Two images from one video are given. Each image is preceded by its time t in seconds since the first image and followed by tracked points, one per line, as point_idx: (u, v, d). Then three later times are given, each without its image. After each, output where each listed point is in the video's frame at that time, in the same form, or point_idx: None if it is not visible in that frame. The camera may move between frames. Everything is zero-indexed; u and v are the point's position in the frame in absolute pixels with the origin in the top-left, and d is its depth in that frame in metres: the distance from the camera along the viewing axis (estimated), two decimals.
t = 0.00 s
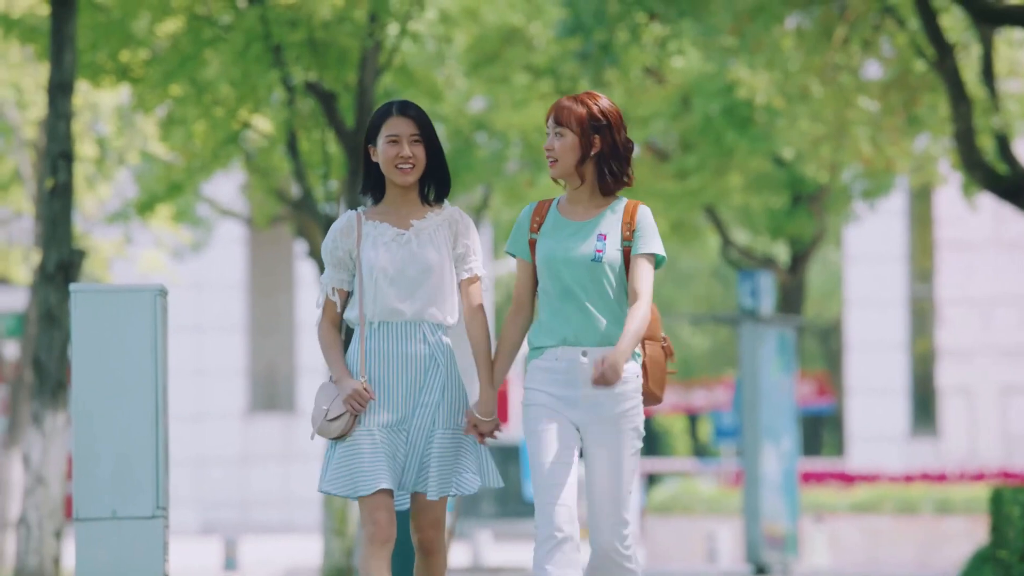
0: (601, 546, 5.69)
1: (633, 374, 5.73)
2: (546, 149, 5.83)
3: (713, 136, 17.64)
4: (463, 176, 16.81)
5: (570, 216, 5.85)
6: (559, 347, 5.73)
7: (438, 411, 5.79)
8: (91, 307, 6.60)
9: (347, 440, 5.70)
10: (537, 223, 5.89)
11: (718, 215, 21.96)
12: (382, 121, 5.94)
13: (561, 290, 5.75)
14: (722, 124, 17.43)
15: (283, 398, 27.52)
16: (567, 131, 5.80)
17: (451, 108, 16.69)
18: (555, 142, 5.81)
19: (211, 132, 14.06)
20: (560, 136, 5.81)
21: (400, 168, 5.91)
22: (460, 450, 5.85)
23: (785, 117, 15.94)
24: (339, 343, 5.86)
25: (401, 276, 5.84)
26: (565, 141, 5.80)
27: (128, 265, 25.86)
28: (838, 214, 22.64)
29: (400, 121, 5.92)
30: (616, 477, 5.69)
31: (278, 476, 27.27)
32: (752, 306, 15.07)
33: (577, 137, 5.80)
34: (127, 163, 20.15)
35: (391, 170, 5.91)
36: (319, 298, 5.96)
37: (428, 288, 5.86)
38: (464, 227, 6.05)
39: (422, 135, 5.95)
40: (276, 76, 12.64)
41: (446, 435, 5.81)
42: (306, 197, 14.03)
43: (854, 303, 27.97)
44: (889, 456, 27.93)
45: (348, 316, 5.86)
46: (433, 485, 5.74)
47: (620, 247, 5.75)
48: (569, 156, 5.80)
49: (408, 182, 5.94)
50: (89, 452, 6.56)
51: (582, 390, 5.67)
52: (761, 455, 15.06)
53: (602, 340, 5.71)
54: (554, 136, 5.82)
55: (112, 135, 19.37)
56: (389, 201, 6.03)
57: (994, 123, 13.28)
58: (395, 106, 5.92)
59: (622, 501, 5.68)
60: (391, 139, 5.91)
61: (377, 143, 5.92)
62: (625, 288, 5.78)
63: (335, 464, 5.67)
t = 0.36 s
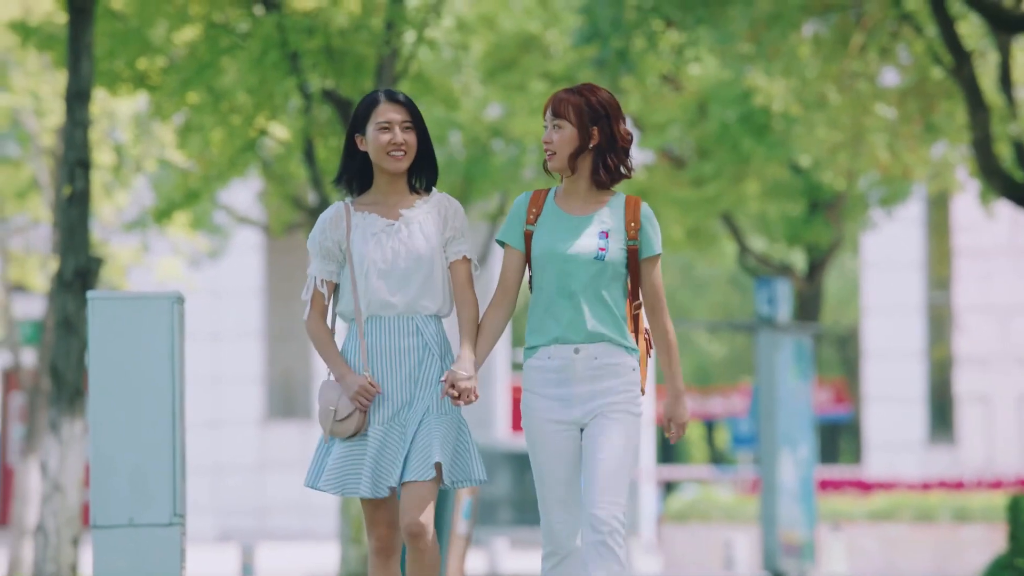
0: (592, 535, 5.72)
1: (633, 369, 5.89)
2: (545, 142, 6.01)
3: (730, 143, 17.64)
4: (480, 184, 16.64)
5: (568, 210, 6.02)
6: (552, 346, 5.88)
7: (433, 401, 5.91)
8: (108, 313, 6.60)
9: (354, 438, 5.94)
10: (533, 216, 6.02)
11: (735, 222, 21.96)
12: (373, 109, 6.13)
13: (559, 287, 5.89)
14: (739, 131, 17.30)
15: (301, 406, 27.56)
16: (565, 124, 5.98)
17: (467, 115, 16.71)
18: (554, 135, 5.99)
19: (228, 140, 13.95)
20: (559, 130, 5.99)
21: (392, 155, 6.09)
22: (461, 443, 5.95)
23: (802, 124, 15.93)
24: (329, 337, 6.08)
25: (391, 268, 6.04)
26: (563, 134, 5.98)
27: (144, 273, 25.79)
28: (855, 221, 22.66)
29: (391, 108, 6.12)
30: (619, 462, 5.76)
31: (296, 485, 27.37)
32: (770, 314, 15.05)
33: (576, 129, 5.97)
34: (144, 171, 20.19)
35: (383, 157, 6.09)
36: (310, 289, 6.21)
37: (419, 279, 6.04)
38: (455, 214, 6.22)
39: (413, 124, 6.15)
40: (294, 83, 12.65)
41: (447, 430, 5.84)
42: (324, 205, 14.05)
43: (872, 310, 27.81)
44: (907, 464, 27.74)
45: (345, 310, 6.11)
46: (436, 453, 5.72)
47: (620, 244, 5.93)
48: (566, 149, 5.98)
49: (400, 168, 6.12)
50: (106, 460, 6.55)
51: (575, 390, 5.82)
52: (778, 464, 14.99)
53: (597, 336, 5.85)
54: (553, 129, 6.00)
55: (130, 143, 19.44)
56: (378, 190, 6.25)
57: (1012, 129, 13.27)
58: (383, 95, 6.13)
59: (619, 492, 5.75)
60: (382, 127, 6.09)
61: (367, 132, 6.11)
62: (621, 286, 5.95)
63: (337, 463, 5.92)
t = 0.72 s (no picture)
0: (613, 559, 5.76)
1: (650, 377, 5.86)
2: (579, 149, 5.99)
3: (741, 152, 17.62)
4: (490, 194, 16.15)
5: (590, 218, 6.00)
6: (568, 354, 5.89)
7: (429, 414, 5.89)
8: (119, 321, 6.59)
9: (341, 450, 5.88)
10: (554, 220, 6.06)
11: (746, 231, 21.97)
12: (377, 111, 6.11)
13: (573, 293, 5.89)
14: (750, 140, 17.30)
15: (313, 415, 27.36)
16: (597, 130, 5.97)
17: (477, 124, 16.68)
18: (585, 141, 5.98)
19: (238, 149, 13.98)
20: (591, 136, 5.98)
21: (400, 157, 6.07)
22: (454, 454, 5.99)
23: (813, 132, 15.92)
24: (315, 345, 6.01)
25: (384, 276, 5.99)
26: (597, 140, 5.96)
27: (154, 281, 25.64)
28: (866, 230, 22.67)
29: (398, 110, 6.12)
30: (638, 471, 5.77)
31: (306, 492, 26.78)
32: (780, 321, 14.96)
33: (610, 136, 5.96)
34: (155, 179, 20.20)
35: (391, 158, 6.06)
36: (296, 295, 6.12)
37: (411, 289, 6.00)
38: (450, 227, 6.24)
39: (417, 127, 6.15)
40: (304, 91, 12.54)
41: (441, 441, 5.88)
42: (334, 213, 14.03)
43: (882, 319, 27.88)
44: (919, 473, 27.39)
45: (332, 317, 6.04)
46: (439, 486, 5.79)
47: (636, 253, 5.87)
48: (600, 155, 5.96)
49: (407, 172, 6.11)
50: (116, 467, 6.54)
51: (595, 397, 5.82)
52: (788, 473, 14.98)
53: (613, 344, 5.83)
54: (586, 137, 5.98)
55: (140, 152, 19.46)
56: (375, 197, 6.19)
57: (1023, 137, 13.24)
58: (389, 98, 6.12)
59: (635, 506, 5.76)
60: (389, 127, 6.08)
61: (372, 135, 6.09)
62: (638, 294, 5.91)
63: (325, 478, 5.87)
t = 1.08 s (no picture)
0: None
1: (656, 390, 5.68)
2: (587, 156, 5.79)
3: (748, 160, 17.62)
4: (497, 200, 16.95)
5: (593, 228, 5.80)
6: (576, 368, 5.65)
7: (414, 428, 5.88)
8: (126, 329, 6.48)
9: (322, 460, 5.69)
10: (554, 233, 5.84)
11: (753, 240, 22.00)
12: (348, 122, 6.00)
13: (580, 305, 5.68)
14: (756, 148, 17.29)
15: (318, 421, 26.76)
16: (609, 137, 5.81)
17: (484, 133, 16.67)
18: (596, 146, 5.80)
19: (245, 157, 14.00)
20: (603, 142, 5.81)
21: (380, 165, 5.97)
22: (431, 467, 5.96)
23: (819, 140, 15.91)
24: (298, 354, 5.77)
25: (373, 285, 5.90)
26: (610, 147, 5.80)
27: (161, 289, 25.66)
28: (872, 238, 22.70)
29: (368, 117, 6.02)
30: (640, 501, 5.66)
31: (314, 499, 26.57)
32: (787, 330, 15.07)
33: (621, 143, 5.81)
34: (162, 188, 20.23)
35: (372, 167, 5.95)
36: (274, 305, 5.86)
37: (400, 299, 5.96)
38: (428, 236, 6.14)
39: (389, 134, 6.06)
40: (310, 100, 12.58)
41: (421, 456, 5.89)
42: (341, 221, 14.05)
43: (891, 326, 28.06)
44: (928, 482, 27.72)
45: (315, 326, 5.87)
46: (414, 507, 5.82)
47: (642, 261, 5.71)
48: (611, 160, 5.79)
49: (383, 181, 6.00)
50: (124, 475, 6.44)
51: (603, 414, 5.59)
52: (795, 481, 14.95)
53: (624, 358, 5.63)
54: (598, 142, 5.81)
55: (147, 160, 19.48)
56: (350, 208, 6.05)
57: None
58: (355, 107, 6.01)
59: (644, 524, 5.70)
60: (363, 136, 5.98)
61: (349, 142, 5.97)
62: (644, 303, 5.74)
63: (302, 480, 5.66)
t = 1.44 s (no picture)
0: None
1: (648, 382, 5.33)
2: (585, 136, 5.45)
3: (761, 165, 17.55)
4: (509, 205, 16.96)
5: (581, 216, 5.44)
6: (563, 357, 5.30)
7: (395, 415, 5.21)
8: (139, 332, 6.20)
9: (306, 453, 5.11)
10: (541, 223, 5.43)
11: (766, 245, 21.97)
12: (330, 102, 5.39)
13: (571, 293, 5.33)
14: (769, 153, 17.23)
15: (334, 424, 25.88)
16: (607, 118, 5.49)
17: (496, 137, 16.61)
18: (595, 129, 5.46)
19: (257, 162, 13.98)
20: (600, 124, 5.48)
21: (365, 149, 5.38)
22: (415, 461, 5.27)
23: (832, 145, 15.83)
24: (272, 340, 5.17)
25: (350, 266, 5.26)
26: (608, 129, 5.48)
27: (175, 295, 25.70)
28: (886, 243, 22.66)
29: (351, 101, 5.43)
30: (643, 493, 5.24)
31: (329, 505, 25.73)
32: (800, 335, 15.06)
33: (617, 126, 5.51)
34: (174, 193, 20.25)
35: (359, 151, 5.35)
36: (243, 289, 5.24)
37: (377, 280, 5.30)
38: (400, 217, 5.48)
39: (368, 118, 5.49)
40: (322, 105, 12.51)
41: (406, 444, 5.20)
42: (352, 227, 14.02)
43: (903, 331, 28.28)
44: (941, 487, 27.92)
45: (288, 313, 5.27)
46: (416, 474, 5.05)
47: (637, 248, 5.38)
48: (609, 142, 5.48)
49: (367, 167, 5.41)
50: (136, 479, 6.17)
51: (588, 403, 5.25)
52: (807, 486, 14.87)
53: (614, 347, 5.29)
54: (596, 124, 5.48)
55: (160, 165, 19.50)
56: (321, 193, 5.42)
57: None
58: (341, 88, 5.42)
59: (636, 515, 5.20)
60: (349, 117, 5.39)
61: (334, 124, 5.36)
62: (638, 293, 5.41)
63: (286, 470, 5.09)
